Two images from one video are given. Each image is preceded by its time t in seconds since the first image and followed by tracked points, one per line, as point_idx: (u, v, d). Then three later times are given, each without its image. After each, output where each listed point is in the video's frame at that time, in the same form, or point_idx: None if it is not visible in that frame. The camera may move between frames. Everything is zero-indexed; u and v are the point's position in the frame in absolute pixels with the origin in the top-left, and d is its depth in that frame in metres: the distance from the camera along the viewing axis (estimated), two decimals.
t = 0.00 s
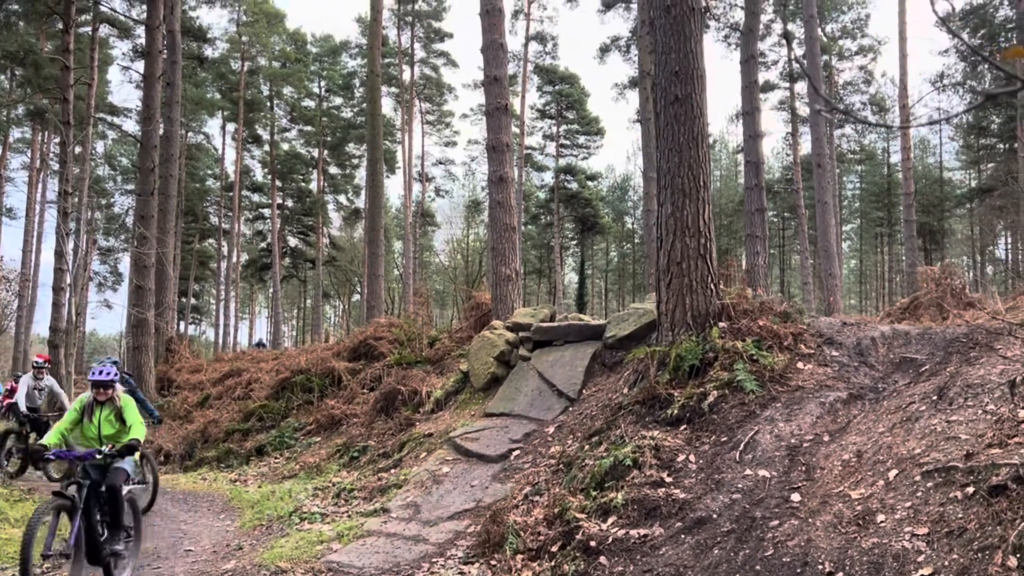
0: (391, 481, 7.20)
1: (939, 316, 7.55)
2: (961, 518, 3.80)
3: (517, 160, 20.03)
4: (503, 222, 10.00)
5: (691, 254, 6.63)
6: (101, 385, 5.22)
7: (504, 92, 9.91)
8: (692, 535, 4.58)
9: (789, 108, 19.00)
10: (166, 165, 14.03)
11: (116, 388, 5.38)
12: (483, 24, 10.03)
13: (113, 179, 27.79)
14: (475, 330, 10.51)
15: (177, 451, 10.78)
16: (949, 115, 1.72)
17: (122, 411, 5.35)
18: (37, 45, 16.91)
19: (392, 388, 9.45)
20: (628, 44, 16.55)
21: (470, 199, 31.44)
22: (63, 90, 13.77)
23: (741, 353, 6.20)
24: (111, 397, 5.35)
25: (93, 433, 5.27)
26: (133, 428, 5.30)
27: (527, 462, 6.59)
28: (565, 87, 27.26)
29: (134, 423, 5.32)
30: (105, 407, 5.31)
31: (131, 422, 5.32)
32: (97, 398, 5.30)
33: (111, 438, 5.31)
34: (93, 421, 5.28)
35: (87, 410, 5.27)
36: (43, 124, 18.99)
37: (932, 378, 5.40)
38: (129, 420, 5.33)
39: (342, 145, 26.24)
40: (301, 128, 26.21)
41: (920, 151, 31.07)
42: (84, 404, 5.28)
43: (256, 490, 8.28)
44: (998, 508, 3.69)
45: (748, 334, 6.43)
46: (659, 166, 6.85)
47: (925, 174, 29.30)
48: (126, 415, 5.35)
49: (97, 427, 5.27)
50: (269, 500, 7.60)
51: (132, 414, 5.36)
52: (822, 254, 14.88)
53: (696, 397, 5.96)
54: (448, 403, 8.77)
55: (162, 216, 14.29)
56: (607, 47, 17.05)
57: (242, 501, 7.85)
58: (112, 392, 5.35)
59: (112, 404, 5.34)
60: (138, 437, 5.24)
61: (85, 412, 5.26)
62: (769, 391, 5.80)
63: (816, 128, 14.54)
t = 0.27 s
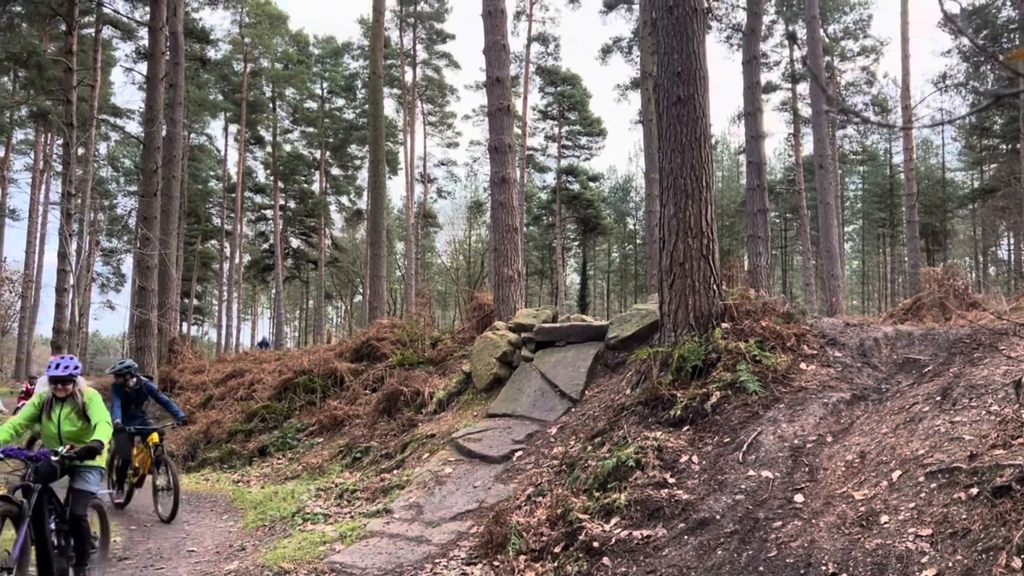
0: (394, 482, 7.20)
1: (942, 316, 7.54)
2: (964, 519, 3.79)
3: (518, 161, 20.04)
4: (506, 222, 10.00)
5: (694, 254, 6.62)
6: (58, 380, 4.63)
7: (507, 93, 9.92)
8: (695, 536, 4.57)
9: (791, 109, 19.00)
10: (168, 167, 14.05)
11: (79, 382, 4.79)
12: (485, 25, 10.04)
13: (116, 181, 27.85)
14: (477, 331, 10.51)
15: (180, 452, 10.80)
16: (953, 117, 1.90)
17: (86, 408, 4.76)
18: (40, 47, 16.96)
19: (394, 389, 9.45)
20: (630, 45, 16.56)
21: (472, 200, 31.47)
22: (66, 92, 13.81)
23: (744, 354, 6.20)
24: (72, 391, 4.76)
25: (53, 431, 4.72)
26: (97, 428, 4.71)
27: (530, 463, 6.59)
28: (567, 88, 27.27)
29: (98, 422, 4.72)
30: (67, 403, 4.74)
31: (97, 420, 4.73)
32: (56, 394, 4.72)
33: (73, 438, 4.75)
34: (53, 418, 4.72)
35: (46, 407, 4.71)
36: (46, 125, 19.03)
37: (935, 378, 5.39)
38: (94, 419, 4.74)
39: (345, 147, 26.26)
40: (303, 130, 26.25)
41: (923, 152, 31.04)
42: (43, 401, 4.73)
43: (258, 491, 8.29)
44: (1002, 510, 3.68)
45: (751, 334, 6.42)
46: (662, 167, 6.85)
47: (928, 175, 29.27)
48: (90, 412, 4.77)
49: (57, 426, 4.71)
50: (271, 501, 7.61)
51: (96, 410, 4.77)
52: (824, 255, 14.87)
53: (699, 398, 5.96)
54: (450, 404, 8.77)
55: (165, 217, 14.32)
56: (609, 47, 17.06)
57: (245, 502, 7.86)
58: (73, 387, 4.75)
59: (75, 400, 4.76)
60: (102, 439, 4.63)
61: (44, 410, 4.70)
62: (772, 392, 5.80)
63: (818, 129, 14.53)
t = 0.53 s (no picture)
0: (401, 481, 7.22)
1: (949, 316, 7.50)
2: (973, 520, 3.78)
3: (524, 160, 20.05)
4: (511, 221, 10.00)
5: (700, 254, 6.62)
6: (13, 371, 4.36)
7: (513, 92, 9.92)
8: (702, 536, 4.57)
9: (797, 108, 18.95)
10: (175, 166, 14.09)
11: (36, 372, 4.53)
12: (491, 24, 10.04)
13: (123, 180, 27.98)
14: (484, 330, 10.51)
15: (187, 451, 10.85)
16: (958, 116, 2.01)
17: (45, 402, 4.52)
18: (48, 47, 17.03)
19: (400, 388, 9.48)
20: (636, 44, 16.53)
21: (478, 199, 31.48)
22: (73, 91, 13.86)
23: (750, 353, 6.19)
24: (29, 384, 4.51)
25: (9, 426, 4.47)
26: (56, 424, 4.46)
27: (536, 462, 6.60)
28: (573, 87, 27.24)
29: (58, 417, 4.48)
30: (25, 397, 4.49)
31: (55, 413, 4.48)
32: (11, 386, 4.46)
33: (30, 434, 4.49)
34: (9, 412, 4.47)
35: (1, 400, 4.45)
36: (54, 125, 19.12)
37: (943, 378, 5.38)
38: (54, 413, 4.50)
39: (351, 146, 26.31)
40: (309, 129, 26.32)
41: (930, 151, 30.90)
42: None
43: (265, 490, 8.33)
44: (1011, 510, 3.67)
45: (757, 334, 6.42)
46: (669, 166, 6.84)
47: (936, 174, 29.13)
48: (50, 406, 4.52)
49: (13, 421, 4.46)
50: (278, 500, 7.64)
51: (55, 403, 4.52)
52: (831, 255, 14.81)
53: (706, 397, 5.95)
54: (456, 403, 8.79)
55: (171, 216, 14.36)
56: (615, 46, 17.02)
57: (251, 501, 7.90)
58: (30, 379, 4.49)
59: (33, 393, 4.51)
60: (61, 438, 4.39)
61: None
62: (779, 392, 5.79)
63: (825, 128, 14.48)
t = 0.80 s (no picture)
0: (408, 477, 7.26)
1: (959, 313, 7.48)
2: (981, 518, 3.77)
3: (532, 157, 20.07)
4: (518, 219, 10.02)
5: (708, 251, 6.61)
6: None
7: (520, 89, 9.92)
8: (709, 533, 4.58)
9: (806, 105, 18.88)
10: (184, 163, 14.16)
11: None
12: (499, 21, 10.05)
13: (131, 177, 28.17)
14: (491, 327, 10.54)
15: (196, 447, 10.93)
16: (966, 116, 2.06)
17: None
18: (58, 45, 17.15)
19: (407, 385, 9.51)
20: (644, 41, 16.49)
21: (485, 197, 31.51)
22: (83, 89, 13.96)
23: (758, 351, 6.18)
24: None
25: None
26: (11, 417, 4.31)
27: (543, 459, 6.62)
28: (580, 84, 27.20)
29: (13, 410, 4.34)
30: None
31: (9, 405, 4.35)
32: None
33: None
34: None
35: None
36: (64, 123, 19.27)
37: (953, 376, 5.36)
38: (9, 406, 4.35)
39: (358, 144, 26.37)
40: (317, 127, 26.41)
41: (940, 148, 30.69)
42: None
43: (273, 486, 8.38)
44: (1021, 508, 3.66)
45: (765, 332, 6.41)
46: (676, 163, 6.84)
47: (945, 171, 28.95)
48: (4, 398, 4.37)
49: None
50: (286, 496, 7.69)
51: (9, 395, 4.38)
52: (839, 252, 14.76)
53: (713, 395, 5.95)
54: (463, 400, 8.82)
55: (180, 214, 14.45)
56: (622, 43, 16.99)
57: (260, 497, 7.96)
58: None
59: None
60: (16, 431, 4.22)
61: None
62: (786, 390, 5.78)
63: (834, 125, 14.43)
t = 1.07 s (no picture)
0: (415, 474, 7.30)
1: (969, 310, 7.44)
2: (991, 515, 3.76)
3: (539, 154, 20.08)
4: (526, 216, 10.03)
5: (716, 247, 6.61)
6: None
7: (527, 86, 9.92)
8: (717, 530, 4.59)
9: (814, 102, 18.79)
10: (192, 160, 14.22)
11: None
12: (507, 18, 10.05)
13: (140, 175, 28.33)
14: (498, 324, 10.56)
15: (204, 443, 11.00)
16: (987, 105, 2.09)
17: None
18: (67, 43, 17.25)
19: (415, 382, 9.54)
20: (651, 37, 16.45)
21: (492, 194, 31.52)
22: (92, 87, 14.03)
23: (766, 347, 6.18)
24: None
25: None
26: None
27: (550, 456, 6.64)
28: (587, 81, 27.14)
29: None
30: None
31: None
32: None
33: None
34: None
35: None
36: (73, 120, 19.38)
37: (962, 373, 5.34)
38: None
39: (365, 141, 26.41)
40: (324, 124, 26.47)
41: (949, 144, 30.47)
42: None
43: (282, 482, 8.44)
44: None
45: (773, 328, 6.41)
46: (684, 159, 6.82)
47: (955, 168, 28.76)
48: None
49: None
50: (295, 492, 7.74)
51: None
52: (848, 249, 14.69)
53: (721, 391, 5.95)
54: (471, 397, 8.85)
55: (188, 211, 14.52)
56: (630, 39, 16.95)
57: (268, 493, 8.01)
58: None
59: None
60: None
61: None
62: (795, 386, 5.78)
63: (842, 121, 14.36)
